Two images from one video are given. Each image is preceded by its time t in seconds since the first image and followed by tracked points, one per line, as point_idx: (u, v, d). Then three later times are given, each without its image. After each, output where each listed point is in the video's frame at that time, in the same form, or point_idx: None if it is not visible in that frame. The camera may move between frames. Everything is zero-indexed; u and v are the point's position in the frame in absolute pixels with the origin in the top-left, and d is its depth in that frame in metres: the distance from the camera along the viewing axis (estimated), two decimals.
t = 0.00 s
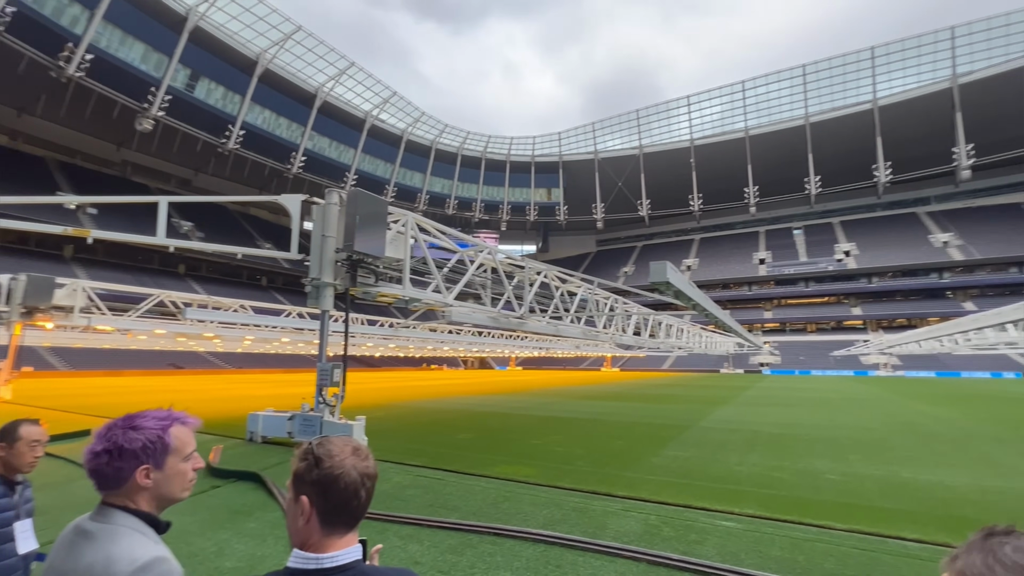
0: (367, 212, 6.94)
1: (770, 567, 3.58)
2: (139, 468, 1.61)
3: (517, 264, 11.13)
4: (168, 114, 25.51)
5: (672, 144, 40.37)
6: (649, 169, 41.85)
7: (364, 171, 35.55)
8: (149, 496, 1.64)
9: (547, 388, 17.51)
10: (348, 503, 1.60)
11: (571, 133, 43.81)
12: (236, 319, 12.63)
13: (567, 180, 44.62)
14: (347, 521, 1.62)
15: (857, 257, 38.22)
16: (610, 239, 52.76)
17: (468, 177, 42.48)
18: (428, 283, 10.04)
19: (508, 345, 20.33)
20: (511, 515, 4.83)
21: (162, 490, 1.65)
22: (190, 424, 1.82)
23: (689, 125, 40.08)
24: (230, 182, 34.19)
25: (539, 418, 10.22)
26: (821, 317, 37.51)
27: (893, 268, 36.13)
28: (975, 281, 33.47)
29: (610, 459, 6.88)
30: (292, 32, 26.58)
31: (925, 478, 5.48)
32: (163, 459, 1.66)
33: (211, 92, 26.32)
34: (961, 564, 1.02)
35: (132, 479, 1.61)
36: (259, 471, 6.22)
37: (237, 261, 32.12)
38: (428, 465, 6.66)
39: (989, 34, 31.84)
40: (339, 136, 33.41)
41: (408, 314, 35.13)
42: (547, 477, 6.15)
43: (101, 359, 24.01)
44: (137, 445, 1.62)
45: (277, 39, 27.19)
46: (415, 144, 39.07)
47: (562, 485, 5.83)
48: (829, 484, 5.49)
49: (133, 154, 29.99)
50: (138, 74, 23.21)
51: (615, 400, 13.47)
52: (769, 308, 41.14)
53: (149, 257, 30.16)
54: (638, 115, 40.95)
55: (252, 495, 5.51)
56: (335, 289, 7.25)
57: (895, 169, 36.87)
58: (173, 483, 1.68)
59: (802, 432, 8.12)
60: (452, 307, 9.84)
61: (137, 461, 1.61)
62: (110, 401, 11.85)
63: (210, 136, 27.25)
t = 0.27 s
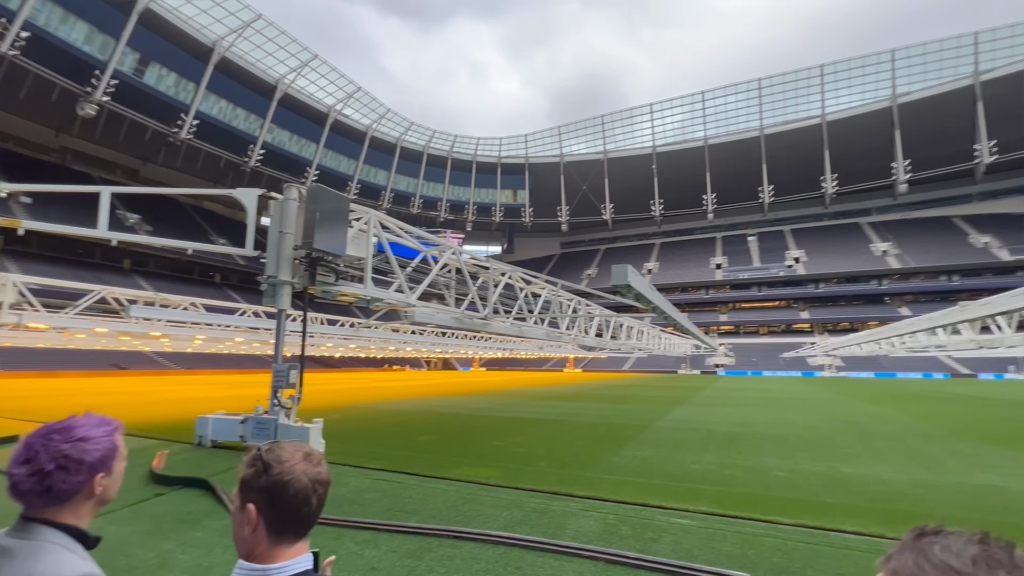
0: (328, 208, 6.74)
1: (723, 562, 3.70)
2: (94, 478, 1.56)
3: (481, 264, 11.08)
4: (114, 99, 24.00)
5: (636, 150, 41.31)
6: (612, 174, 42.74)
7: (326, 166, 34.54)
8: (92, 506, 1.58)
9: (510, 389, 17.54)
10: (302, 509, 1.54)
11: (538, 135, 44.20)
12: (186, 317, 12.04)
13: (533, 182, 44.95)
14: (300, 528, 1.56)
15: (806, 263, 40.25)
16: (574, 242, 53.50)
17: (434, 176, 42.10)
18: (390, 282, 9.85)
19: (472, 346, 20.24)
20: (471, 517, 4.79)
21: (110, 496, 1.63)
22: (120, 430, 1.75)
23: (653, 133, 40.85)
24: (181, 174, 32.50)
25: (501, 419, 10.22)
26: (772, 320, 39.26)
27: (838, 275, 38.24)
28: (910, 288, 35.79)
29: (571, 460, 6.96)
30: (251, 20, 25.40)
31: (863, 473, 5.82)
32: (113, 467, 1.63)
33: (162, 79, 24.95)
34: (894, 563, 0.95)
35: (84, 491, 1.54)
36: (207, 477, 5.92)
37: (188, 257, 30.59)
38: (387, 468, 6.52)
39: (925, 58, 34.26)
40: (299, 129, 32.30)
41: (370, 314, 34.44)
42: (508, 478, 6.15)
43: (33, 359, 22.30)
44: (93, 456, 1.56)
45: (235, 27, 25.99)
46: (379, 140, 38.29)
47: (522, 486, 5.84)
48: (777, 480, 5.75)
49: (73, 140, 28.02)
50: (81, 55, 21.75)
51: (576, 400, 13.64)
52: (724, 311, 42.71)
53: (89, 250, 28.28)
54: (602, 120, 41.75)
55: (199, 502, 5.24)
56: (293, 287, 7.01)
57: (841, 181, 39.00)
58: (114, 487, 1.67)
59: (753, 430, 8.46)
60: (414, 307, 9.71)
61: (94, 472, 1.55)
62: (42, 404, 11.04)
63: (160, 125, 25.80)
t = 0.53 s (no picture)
0: (286, 204, 6.50)
1: (676, 559, 3.80)
2: (14, 485, 1.46)
3: (445, 264, 10.98)
4: (52, 82, 22.38)
5: (600, 154, 42.18)
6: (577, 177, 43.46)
7: (286, 161, 33.37)
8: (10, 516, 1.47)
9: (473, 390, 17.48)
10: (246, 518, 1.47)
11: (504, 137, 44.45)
12: (131, 315, 11.37)
13: (499, 183, 45.04)
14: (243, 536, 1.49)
15: (759, 269, 42.07)
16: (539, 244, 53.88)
17: (398, 174, 41.50)
18: (352, 281, 9.61)
19: (435, 346, 20.03)
20: (431, 521, 4.73)
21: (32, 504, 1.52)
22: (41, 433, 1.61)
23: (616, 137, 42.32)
24: (127, 163, 30.62)
25: (464, 420, 10.17)
26: (727, 323, 40.81)
27: (788, 280, 40.14)
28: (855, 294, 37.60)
29: (533, 460, 6.98)
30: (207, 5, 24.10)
31: (808, 469, 6.12)
32: (35, 473, 1.52)
33: (108, 62, 23.48)
34: (829, 560, 0.99)
35: (5, 497, 1.45)
36: (149, 485, 5.58)
37: (135, 251, 28.90)
38: (345, 471, 6.36)
39: (869, 77, 36.19)
40: (258, 121, 31.08)
41: (331, 313, 33.60)
42: (469, 480, 6.11)
43: None
44: (13, 465, 1.44)
45: (190, 11, 24.62)
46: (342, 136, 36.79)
47: (483, 487, 5.81)
48: (730, 477, 5.96)
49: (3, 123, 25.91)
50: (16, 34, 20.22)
51: (539, 401, 13.74)
52: (683, 313, 44.04)
53: (21, 242, 26.26)
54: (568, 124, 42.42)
55: (140, 511, 4.92)
56: (247, 285, 6.73)
57: (792, 191, 40.99)
58: (34, 493, 1.55)
59: (707, 429, 8.75)
60: (376, 307, 9.52)
61: (16, 479, 1.45)
62: None
63: (105, 111, 24.22)
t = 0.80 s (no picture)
0: (243, 199, 6.24)
1: (634, 556, 3.87)
2: None
3: (410, 264, 10.84)
4: None
5: (567, 157, 42.68)
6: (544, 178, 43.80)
7: (245, 154, 32.03)
8: None
9: (436, 391, 17.34)
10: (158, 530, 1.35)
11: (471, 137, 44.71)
12: (68, 312, 10.64)
13: (466, 183, 44.80)
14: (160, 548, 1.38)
15: (717, 273, 43.55)
16: (506, 244, 53.91)
17: (363, 171, 40.67)
18: (312, 279, 9.34)
19: (399, 347, 19.74)
20: (391, 524, 4.64)
21: None
22: None
23: (583, 140, 43.05)
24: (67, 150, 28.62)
25: (427, 421, 10.07)
26: (687, 325, 42.06)
27: (744, 284, 41.69)
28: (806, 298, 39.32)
29: (495, 461, 6.99)
30: None
31: (760, 466, 6.37)
32: None
33: (49, 42, 21.96)
34: (768, 555, 1.03)
35: None
36: (86, 493, 5.22)
37: (76, 245, 27.10)
38: (302, 475, 6.16)
39: (821, 91, 37.99)
40: (215, 112, 29.71)
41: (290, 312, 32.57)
42: (431, 482, 6.05)
43: None
44: None
45: None
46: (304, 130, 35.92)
47: (445, 489, 5.77)
48: (687, 475, 6.12)
49: None
50: None
51: (503, 402, 13.75)
52: (645, 315, 45.02)
53: None
54: (536, 126, 42.75)
55: (74, 522, 4.58)
56: (200, 282, 6.42)
57: (749, 198, 42.59)
58: None
59: (666, 428, 8.97)
60: (337, 306, 9.29)
61: None
62: None
63: (44, 94, 22.55)
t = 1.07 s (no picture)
0: (198, 192, 5.97)
1: (595, 553, 3.92)
2: None
3: (375, 263, 10.66)
4: None
5: (534, 159, 43.01)
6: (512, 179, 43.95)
7: (201, 145, 30.66)
8: None
9: (400, 391, 17.11)
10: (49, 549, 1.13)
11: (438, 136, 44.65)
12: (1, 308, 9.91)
13: (434, 182, 44.40)
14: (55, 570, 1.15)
15: (679, 275, 44.81)
16: (473, 244, 53.71)
17: (327, 167, 39.71)
18: (271, 277, 9.04)
19: (363, 347, 19.39)
20: (351, 528, 4.53)
21: None
22: None
23: (551, 142, 43.65)
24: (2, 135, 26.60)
25: (390, 422, 9.92)
26: (650, 326, 43.05)
27: (704, 287, 43.03)
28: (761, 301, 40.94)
29: (459, 461, 6.96)
30: None
31: (716, 462, 6.60)
32: None
33: None
34: (713, 547, 1.04)
35: None
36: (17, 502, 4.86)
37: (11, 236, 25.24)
38: (258, 479, 5.96)
39: (777, 103, 39.74)
40: (170, 100, 28.35)
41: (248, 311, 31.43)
42: (393, 484, 5.96)
43: None
44: None
45: None
46: (266, 123, 34.89)
47: (408, 491, 5.70)
48: (647, 472, 6.26)
49: None
50: None
51: (467, 402, 13.68)
52: (609, 316, 45.90)
53: None
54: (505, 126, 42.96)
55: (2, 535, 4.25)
56: (150, 278, 6.10)
57: (709, 204, 44.01)
58: None
59: (627, 427, 9.15)
60: (298, 304, 9.05)
61: None
62: None
63: None
